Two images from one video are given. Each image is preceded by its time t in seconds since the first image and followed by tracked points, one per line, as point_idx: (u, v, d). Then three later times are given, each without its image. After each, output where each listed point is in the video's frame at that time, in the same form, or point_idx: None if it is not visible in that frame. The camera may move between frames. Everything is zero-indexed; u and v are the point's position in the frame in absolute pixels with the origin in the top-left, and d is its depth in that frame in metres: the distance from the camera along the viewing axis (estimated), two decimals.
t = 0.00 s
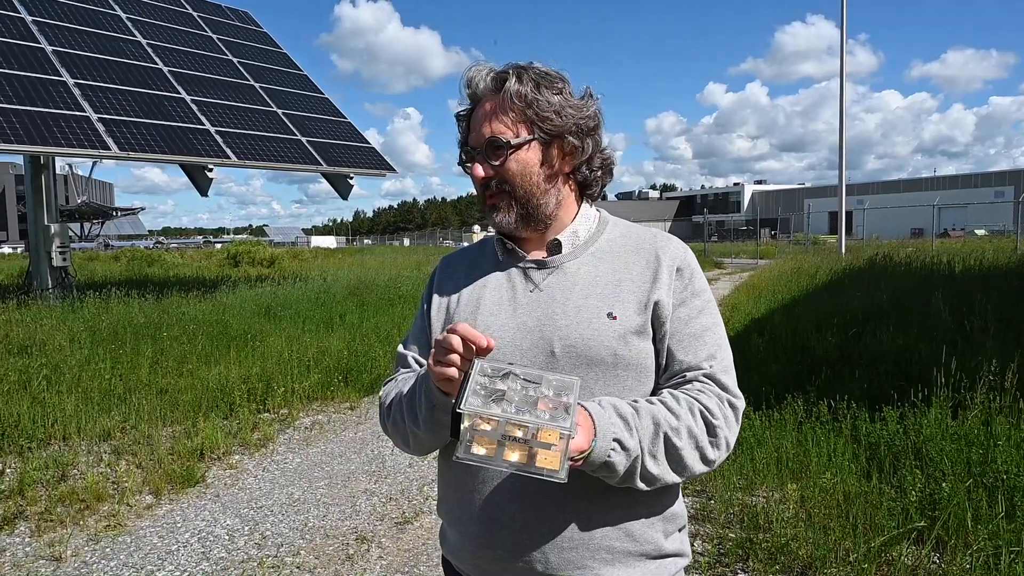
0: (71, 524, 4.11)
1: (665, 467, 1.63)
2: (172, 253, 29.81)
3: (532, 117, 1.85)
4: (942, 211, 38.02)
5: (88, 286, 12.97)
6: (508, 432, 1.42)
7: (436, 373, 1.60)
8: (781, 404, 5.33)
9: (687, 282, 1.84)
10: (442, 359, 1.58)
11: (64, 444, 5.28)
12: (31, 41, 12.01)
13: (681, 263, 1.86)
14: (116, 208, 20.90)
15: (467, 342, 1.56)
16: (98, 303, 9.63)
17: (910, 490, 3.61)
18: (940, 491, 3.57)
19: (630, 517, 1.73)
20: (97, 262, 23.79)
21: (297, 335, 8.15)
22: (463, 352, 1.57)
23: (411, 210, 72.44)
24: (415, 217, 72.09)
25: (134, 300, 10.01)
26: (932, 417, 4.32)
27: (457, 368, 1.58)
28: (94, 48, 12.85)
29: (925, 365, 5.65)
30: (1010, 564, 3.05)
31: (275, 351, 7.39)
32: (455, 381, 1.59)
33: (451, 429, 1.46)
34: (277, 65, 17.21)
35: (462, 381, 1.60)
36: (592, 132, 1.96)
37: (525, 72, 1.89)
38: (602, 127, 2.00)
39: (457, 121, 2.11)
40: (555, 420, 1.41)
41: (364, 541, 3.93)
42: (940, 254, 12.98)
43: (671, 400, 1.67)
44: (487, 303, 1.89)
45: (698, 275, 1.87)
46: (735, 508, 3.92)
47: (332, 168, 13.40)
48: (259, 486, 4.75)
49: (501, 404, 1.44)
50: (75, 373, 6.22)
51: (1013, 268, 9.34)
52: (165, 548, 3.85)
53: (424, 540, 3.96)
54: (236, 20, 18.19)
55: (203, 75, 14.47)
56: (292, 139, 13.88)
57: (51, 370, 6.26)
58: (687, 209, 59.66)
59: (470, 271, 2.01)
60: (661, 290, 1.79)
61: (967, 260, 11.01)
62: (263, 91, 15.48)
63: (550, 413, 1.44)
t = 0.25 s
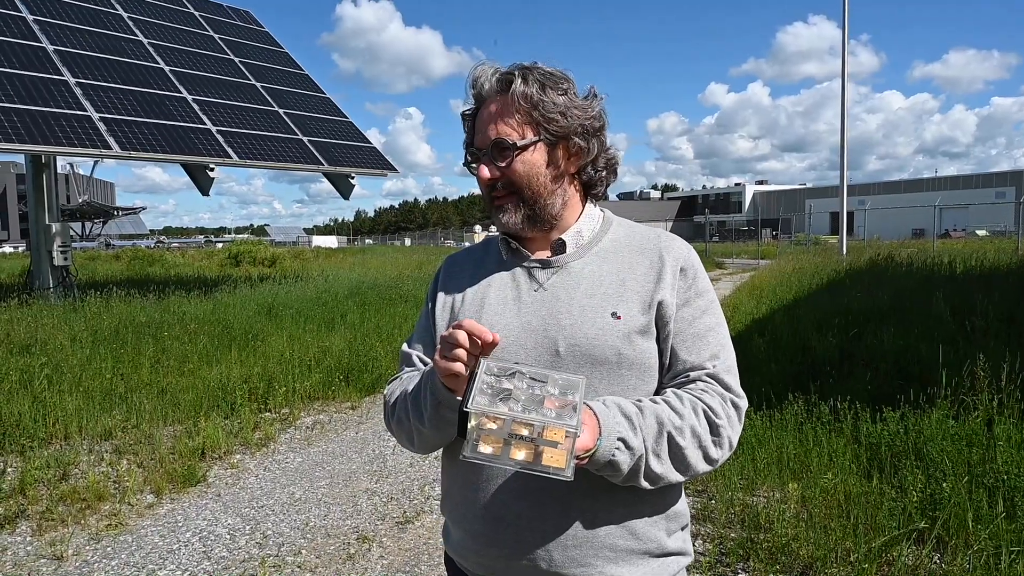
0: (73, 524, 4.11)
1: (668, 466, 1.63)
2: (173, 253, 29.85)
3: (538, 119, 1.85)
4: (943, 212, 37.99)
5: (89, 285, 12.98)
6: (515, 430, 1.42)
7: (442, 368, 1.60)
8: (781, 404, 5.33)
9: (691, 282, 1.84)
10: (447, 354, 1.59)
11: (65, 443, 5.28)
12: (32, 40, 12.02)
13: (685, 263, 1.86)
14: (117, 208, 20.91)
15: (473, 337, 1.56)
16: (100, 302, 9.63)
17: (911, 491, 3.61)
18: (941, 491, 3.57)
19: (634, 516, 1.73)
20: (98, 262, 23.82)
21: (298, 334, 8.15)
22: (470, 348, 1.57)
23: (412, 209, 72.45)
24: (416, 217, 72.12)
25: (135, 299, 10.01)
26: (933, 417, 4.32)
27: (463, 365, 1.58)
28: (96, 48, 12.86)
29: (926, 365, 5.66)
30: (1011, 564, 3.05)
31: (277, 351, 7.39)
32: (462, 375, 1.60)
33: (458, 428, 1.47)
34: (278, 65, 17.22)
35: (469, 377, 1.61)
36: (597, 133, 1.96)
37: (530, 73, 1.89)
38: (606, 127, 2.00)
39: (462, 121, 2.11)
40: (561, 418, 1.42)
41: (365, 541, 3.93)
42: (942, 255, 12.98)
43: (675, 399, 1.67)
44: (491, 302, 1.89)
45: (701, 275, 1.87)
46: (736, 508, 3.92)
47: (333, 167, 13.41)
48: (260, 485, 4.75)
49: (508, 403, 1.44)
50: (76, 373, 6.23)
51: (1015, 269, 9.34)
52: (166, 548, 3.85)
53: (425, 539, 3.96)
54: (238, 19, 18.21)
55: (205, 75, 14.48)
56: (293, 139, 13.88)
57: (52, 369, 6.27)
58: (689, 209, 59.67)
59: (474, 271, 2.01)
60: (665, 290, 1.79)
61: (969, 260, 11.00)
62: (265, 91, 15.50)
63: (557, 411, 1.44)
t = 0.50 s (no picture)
0: (72, 523, 4.11)
1: (670, 465, 1.63)
2: (173, 251, 29.86)
3: (543, 119, 1.85)
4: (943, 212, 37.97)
5: (89, 284, 12.98)
6: (519, 425, 1.42)
7: (444, 369, 1.59)
8: (781, 403, 5.33)
9: (693, 281, 1.84)
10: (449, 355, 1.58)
11: (65, 442, 5.28)
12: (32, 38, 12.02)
13: (687, 262, 1.86)
14: (117, 206, 20.91)
15: (475, 336, 1.56)
16: (100, 301, 9.63)
17: (911, 490, 3.61)
18: (940, 491, 3.57)
19: (635, 514, 1.73)
20: (99, 261, 23.83)
21: (298, 334, 8.15)
22: (472, 347, 1.57)
23: (412, 209, 72.44)
24: (416, 216, 72.11)
25: (135, 298, 10.01)
26: (933, 417, 4.32)
27: (466, 363, 1.58)
28: (96, 46, 12.86)
29: (925, 365, 5.66)
30: (1010, 564, 3.05)
31: (277, 350, 7.39)
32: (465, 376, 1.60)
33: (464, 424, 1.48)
34: (279, 63, 17.21)
35: (471, 375, 1.60)
36: (601, 132, 1.96)
37: (534, 72, 1.88)
38: (610, 126, 1.99)
39: (465, 119, 2.11)
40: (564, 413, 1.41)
41: (365, 540, 3.93)
42: (943, 254, 12.97)
43: (676, 398, 1.67)
44: (492, 301, 1.89)
45: (703, 274, 1.87)
46: (736, 507, 3.92)
47: (333, 166, 13.41)
48: (260, 484, 4.75)
49: (512, 398, 1.44)
50: (76, 372, 6.22)
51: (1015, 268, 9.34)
52: (166, 547, 3.85)
53: (425, 539, 3.96)
54: (238, 18, 18.19)
55: (205, 74, 14.47)
56: (293, 138, 13.88)
57: (52, 368, 6.27)
58: (689, 208, 59.65)
59: (476, 270, 2.01)
60: (667, 289, 1.79)
61: (969, 260, 10.99)
62: (265, 90, 15.49)
63: (562, 406, 1.44)
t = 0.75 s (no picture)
0: (72, 522, 4.11)
1: (671, 465, 1.63)
2: (174, 251, 29.85)
3: (543, 119, 1.84)
4: (943, 212, 37.96)
5: (88, 283, 12.98)
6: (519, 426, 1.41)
7: (446, 370, 1.59)
8: (781, 404, 5.33)
9: (693, 281, 1.83)
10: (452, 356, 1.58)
11: (65, 442, 5.28)
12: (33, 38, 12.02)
13: (688, 262, 1.85)
14: (117, 206, 20.91)
15: (476, 338, 1.56)
16: (99, 301, 9.63)
17: (911, 490, 3.61)
18: (941, 491, 3.57)
19: (636, 515, 1.73)
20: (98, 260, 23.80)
21: (298, 333, 8.15)
22: (473, 349, 1.56)
23: (412, 208, 72.45)
24: (416, 216, 72.12)
25: (135, 297, 10.01)
26: (933, 416, 4.32)
27: (467, 365, 1.57)
28: (96, 46, 12.86)
29: (925, 365, 5.66)
30: (1010, 564, 3.05)
31: (277, 350, 7.39)
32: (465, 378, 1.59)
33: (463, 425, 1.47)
34: (279, 63, 17.20)
35: (472, 377, 1.59)
36: (602, 132, 1.96)
37: (535, 71, 1.88)
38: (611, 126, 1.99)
39: (465, 119, 2.11)
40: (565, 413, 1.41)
41: (365, 540, 3.93)
42: (944, 254, 12.96)
43: (677, 398, 1.67)
44: (493, 300, 1.88)
45: (704, 274, 1.87)
46: (736, 507, 3.92)
47: (333, 166, 13.40)
48: (260, 484, 4.75)
49: (512, 398, 1.44)
50: (76, 371, 6.23)
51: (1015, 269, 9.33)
52: (166, 546, 3.85)
53: (425, 538, 3.96)
54: (239, 18, 18.19)
55: (205, 73, 14.47)
56: (294, 138, 13.87)
57: (52, 368, 6.27)
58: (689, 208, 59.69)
59: (476, 270, 2.01)
60: (668, 289, 1.78)
61: (969, 260, 10.99)
62: (265, 89, 15.49)
63: (562, 406, 1.44)
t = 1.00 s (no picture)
0: (72, 522, 4.11)
1: (671, 466, 1.63)
2: (174, 251, 29.82)
3: (544, 118, 1.84)
4: (944, 212, 37.95)
5: (88, 283, 12.97)
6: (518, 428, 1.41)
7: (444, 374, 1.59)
8: (781, 404, 5.33)
9: (694, 281, 1.83)
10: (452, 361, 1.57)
11: (65, 442, 5.27)
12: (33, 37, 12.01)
13: (688, 262, 1.85)
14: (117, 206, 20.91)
15: (475, 341, 1.56)
16: (99, 301, 9.62)
17: (911, 490, 3.60)
18: (941, 491, 3.57)
19: (636, 516, 1.72)
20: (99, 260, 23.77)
21: (298, 333, 8.15)
22: (472, 352, 1.56)
23: (412, 208, 72.46)
24: (416, 216, 72.11)
25: (135, 297, 10.00)
26: (933, 417, 4.31)
27: (465, 369, 1.57)
28: (96, 46, 12.86)
29: (925, 365, 5.65)
30: (1010, 565, 3.04)
31: (277, 350, 7.39)
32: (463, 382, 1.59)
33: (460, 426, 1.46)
34: (279, 63, 17.19)
35: (470, 380, 1.59)
36: (603, 132, 1.95)
37: (536, 70, 1.87)
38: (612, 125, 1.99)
39: (465, 118, 2.10)
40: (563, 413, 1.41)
41: (365, 540, 3.92)
42: (945, 254, 12.95)
43: (677, 399, 1.67)
44: (492, 301, 1.88)
45: (704, 275, 1.86)
46: (736, 507, 3.92)
47: (333, 166, 13.39)
48: (259, 484, 4.75)
49: (511, 399, 1.44)
50: (76, 371, 6.22)
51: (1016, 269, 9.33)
52: (166, 546, 3.85)
53: (425, 539, 3.96)
54: (239, 18, 18.18)
55: (205, 73, 14.47)
56: (294, 138, 13.86)
57: (52, 368, 6.26)
58: (689, 208, 59.70)
59: (476, 270, 2.00)
60: (668, 290, 1.78)
61: (969, 261, 10.99)
62: (265, 89, 15.48)
63: (560, 407, 1.43)
